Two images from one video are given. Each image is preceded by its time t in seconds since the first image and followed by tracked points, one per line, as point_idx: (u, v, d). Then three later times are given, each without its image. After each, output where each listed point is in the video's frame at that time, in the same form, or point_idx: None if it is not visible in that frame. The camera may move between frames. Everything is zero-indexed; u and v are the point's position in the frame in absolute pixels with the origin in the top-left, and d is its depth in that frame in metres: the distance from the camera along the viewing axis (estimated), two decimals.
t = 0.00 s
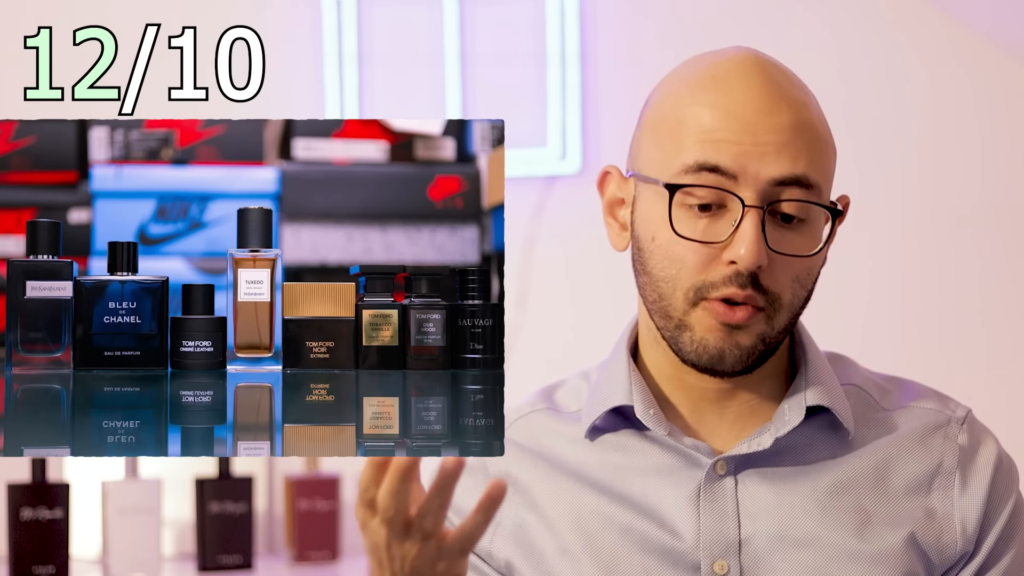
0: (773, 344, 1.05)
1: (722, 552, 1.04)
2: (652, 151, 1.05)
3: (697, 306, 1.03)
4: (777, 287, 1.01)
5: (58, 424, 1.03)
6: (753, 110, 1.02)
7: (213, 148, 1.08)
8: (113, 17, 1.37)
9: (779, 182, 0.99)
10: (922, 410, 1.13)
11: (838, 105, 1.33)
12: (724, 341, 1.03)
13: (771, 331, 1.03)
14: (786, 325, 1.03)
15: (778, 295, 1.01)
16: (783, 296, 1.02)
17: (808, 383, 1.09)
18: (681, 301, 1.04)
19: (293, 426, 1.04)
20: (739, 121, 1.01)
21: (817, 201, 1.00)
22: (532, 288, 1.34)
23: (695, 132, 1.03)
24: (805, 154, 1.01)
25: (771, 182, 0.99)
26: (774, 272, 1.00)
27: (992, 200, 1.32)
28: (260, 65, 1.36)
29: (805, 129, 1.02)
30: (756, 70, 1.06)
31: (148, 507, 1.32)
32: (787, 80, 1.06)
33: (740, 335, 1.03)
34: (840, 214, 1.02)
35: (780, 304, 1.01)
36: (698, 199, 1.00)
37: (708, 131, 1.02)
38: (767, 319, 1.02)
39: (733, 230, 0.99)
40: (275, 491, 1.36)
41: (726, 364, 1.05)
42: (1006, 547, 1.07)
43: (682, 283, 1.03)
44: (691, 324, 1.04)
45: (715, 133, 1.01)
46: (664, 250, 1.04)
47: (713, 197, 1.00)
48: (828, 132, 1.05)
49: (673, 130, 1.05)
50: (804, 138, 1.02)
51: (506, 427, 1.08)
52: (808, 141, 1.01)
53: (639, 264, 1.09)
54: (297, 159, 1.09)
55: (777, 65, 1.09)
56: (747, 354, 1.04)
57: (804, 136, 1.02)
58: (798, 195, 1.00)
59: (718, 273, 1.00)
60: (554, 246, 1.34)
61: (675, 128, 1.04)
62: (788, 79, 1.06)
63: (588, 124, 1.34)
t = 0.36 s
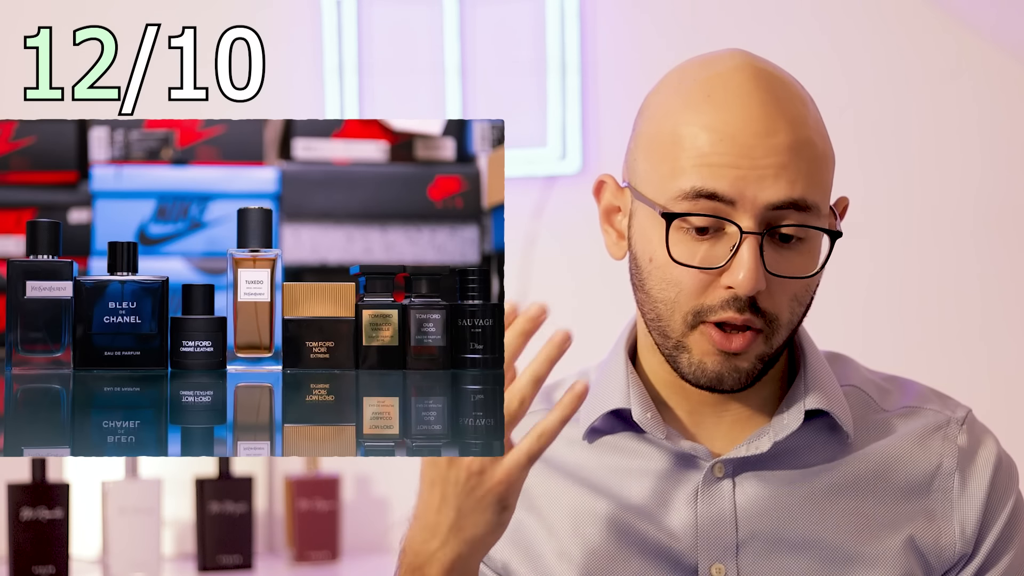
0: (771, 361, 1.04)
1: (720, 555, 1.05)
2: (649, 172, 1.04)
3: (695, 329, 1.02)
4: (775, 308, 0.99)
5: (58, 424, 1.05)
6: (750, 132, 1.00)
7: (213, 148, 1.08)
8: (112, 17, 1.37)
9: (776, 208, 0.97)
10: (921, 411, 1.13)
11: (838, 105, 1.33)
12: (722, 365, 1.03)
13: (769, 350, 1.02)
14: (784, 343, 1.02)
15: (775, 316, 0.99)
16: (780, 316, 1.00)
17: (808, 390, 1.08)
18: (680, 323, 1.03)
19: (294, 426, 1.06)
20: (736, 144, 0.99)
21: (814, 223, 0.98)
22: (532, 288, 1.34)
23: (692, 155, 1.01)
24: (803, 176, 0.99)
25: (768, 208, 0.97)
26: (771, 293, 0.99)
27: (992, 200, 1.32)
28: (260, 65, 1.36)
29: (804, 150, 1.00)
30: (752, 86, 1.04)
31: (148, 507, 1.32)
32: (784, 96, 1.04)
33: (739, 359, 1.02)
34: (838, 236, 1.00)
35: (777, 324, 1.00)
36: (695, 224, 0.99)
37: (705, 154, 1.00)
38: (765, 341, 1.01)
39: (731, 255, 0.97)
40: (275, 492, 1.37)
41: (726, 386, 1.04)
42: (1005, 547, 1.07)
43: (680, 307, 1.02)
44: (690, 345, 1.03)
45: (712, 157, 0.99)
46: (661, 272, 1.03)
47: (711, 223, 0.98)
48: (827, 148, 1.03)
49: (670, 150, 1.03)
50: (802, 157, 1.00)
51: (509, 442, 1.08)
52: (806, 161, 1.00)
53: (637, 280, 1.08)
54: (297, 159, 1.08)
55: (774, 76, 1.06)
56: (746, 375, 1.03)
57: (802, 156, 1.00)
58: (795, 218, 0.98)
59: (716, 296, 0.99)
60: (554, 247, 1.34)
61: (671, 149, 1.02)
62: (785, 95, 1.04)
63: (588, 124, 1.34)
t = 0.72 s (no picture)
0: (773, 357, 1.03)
1: (722, 557, 1.04)
2: (658, 163, 1.03)
3: (698, 321, 1.01)
4: (779, 303, 0.99)
5: (58, 423, 1.05)
6: (758, 125, 1.00)
7: (213, 148, 1.08)
8: (111, 17, 1.37)
9: (783, 204, 0.96)
10: (920, 412, 1.13)
11: (838, 105, 1.33)
12: (725, 355, 1.01)
13: (771, 345, 1.01)
14: (786, 339, 1.02)
15: (779, 312, 0.99)
16: (784, 313, 1.00)
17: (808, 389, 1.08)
18: (683, 315, 1.03)
19: (293, 426, 1.06)
20: (745, 136, 0.99)
21: (821, 221, 0.98)
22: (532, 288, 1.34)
23: (701, 147, 1.00)
24: (811, 173, 0.99)
25: (775, 204, 0.96)
26: (776, 289, 0.98)
27: (992, 200, 1.32)
28: (260, 65, 1.36)
29: (812, 145, 1.00)
30: (763, 84, 1.04)
31: (148, 507, 1.32)
32: (794, 95, 1.03)
33: (740, 349, 1.01)
34: (845, 234, 0.99)
35: (781, 320, 1.00)
36: (704, 218, 0.98)
37: (714, 146, 1.00)
38: (768, 334, 1.00)
39: (736, 248, 0.97)
40: (275, 492, 1.37)
41: (726, 377, 1.03)
42: (1005, 548, 1.08)
43: (684, 299, 1.02)
44: (692, 337, 1.02)
45: (720, 150, 0.99)
46: (666, 263, 1.02)
47: (718, 216, 0.97)
48: (835, 148, 1.03)
49: (678, 141, 1.02)
50: (811, 152, 1.00)
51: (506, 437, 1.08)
52: (814, 159, 0.99)
53: (641, 272, 1.07)
54: (297, 159, 1.08)
55: (785, 76, 1.06)
56: (747, 368, 1.02)
57: (810, 153, 0.99)
58: (801, 216, 0.98)
59: (721, 289, 0.99)
60: (554, 246, 1.34)
61: (681, 140, 1.02)
62: (795, 94, 1.04)
63: (588, 124, 1.34)
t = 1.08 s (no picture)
0: (776, 345, 1.03)
1: (722, 556, 1.04)
2: (665, 145, 1.04)
3: (703, 303, 1.01)
4: (784, 286, 0.99)
5: (58, 424, 1.02)
6: (766, 107, 1.01)
7: (213, 148, 1.08)
8: (110, 18, 1.37)
9: (790, 182, 0.97)
10: (922, 411, 1.13)
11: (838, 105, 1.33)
12: (728, 341, 1.02)
13: (774, 332, 1.02)
14: (790, 326, 1.02)
15: (784, 295, 0.99)
16: (788, 297, 1.00)
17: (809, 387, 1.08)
18: (688, 296, 1.02)
19: (293, 426, 1.04)
20: (753, 116, 1.00)
21: (827, 202, 0.98)
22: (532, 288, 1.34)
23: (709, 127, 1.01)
24: (817, 156, 0.99)
25: (782, 181, 0.97)
26: (781, 270, 0.98)
27: (992, 200, 1.32)
28: (260, 65, 1.36)
29: (819, 128, 1.01)
30: (772, 72, 1.04)
31: (148, 507, 1.32)
32: (801, 82, 1.04)
33: (746, 336, 1.01)
34: (850, 216, 1.00)
35: (785, 304, 0.99)
36: (710, 193, 0.98)
37: (722, 126, 1.00)
38: (772, 319, 1.00)
39: (743, 225, 0.97)
40: (275, 491, 1.37)
41: (729, 364, 1.04)
42: (1006, 549, 1.08)
43: (689, 279, 1.01)
44: (696, 321, 1.02)
45: (728, 129, 0.99)
46: (672, 243, 1.02)
47: (726, 192, 0.97)
48: (840, 133, 1.04)
49: (686, 122, 1.03)
50: (817, 135, 1.00)
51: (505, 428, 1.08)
52: (820, 142, 1.00)
53: (647, 259, 1.06)
54: (297, 159, 1.09)
55: (793, 67, 1.07)
56: (750, 355, 1.03)
57: (817, 136, 1.00)
58: (808, 196, 0.98)
59: (727, 268, 0.98)
60: (553, 246, 1.34)
61: (688, 122, 1.03)
62: (803, 82, 1.05)
63: (588, 124, 1.34)
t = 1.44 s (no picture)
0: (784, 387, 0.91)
1: (731, 558, 0.94)
2: (656, 188, 0.92)
3: (705, 351, 0.90)
4: (788, 329, 0.87)
5: (58, 424, 1.03)
6: (762, 139, 0.87)
7: (213, 148, 1.08)
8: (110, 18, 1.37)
9: (788, 232, 0.84)
10: (929, 414, 1.05)
11: (838, 106, 1.33)
12: (733, 390, 0.91)
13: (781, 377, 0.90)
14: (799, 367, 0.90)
15: (789, 339, 0.87)
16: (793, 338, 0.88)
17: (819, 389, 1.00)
18: (689, 344, 0.91)
19: (293, 426, 1.04)
20: (744, 161, 0.85)
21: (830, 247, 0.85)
22: (533, 288, 1.34)
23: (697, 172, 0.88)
24: (817, 196, 0.85)
25: (779, 233, 0.84)
26: (784, 315, 0.86)
27: (991, 201, 1.32)
28: (260, 66, 1.36)
29: (818, 160, 0.86)
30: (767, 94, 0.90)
31: (147, 507, 1.31)
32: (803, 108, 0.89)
33: (750, 385, 0.90)
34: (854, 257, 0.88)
35: (790, 349, 0.87)
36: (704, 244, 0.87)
37: (713, 174, 0.86)
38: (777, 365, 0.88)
39: (740, 278, 0.85)
40: (275, 491, 1.37)
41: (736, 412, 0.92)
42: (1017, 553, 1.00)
43: (689, 328, 0.90)
44: (699, 367, 0.91)
45: (717, 179, 0.86)
46: (669, 292, 0.91)
47: (720, 241, 0.86)
48: (842, 158, 0.89)
49: (678, 169, 0.90)
50: (816, 173, 0.86)
51: (505, 427, 1.05)
52: (821, 180, 0.86)
53: (648, 301, 0.96)
54: (297, 159, 1.08)
55: (786, 75, 0.93)
56: (759, 401, 0.91)
57: (817, 172, 0.86)
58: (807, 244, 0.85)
59: (725, 319, 0.87)
60: (553, 247, 1.34)
61: (679, 166, 0.89)
62: (801, 105, 0.89)
63: (588, 125, 1.34)
